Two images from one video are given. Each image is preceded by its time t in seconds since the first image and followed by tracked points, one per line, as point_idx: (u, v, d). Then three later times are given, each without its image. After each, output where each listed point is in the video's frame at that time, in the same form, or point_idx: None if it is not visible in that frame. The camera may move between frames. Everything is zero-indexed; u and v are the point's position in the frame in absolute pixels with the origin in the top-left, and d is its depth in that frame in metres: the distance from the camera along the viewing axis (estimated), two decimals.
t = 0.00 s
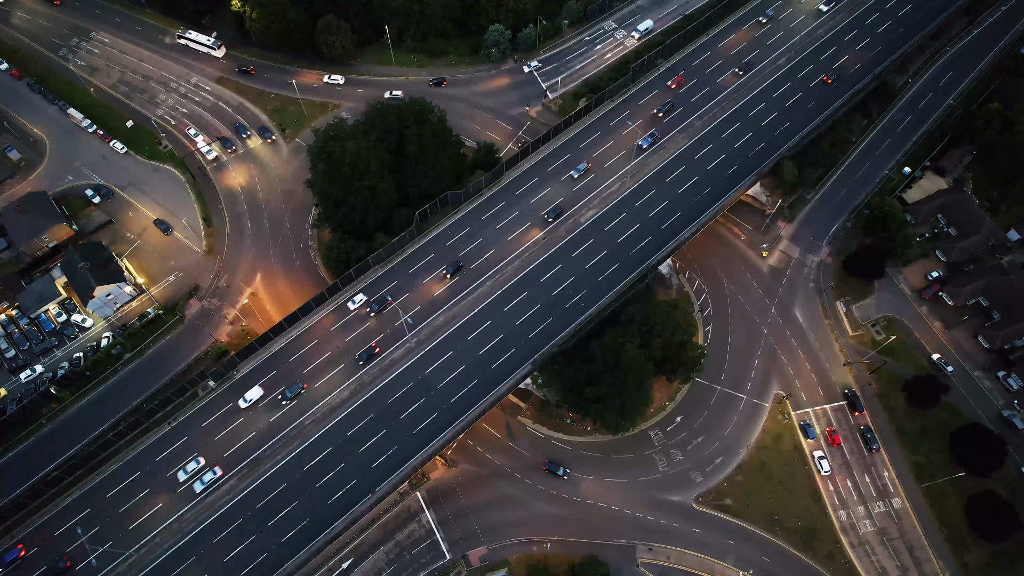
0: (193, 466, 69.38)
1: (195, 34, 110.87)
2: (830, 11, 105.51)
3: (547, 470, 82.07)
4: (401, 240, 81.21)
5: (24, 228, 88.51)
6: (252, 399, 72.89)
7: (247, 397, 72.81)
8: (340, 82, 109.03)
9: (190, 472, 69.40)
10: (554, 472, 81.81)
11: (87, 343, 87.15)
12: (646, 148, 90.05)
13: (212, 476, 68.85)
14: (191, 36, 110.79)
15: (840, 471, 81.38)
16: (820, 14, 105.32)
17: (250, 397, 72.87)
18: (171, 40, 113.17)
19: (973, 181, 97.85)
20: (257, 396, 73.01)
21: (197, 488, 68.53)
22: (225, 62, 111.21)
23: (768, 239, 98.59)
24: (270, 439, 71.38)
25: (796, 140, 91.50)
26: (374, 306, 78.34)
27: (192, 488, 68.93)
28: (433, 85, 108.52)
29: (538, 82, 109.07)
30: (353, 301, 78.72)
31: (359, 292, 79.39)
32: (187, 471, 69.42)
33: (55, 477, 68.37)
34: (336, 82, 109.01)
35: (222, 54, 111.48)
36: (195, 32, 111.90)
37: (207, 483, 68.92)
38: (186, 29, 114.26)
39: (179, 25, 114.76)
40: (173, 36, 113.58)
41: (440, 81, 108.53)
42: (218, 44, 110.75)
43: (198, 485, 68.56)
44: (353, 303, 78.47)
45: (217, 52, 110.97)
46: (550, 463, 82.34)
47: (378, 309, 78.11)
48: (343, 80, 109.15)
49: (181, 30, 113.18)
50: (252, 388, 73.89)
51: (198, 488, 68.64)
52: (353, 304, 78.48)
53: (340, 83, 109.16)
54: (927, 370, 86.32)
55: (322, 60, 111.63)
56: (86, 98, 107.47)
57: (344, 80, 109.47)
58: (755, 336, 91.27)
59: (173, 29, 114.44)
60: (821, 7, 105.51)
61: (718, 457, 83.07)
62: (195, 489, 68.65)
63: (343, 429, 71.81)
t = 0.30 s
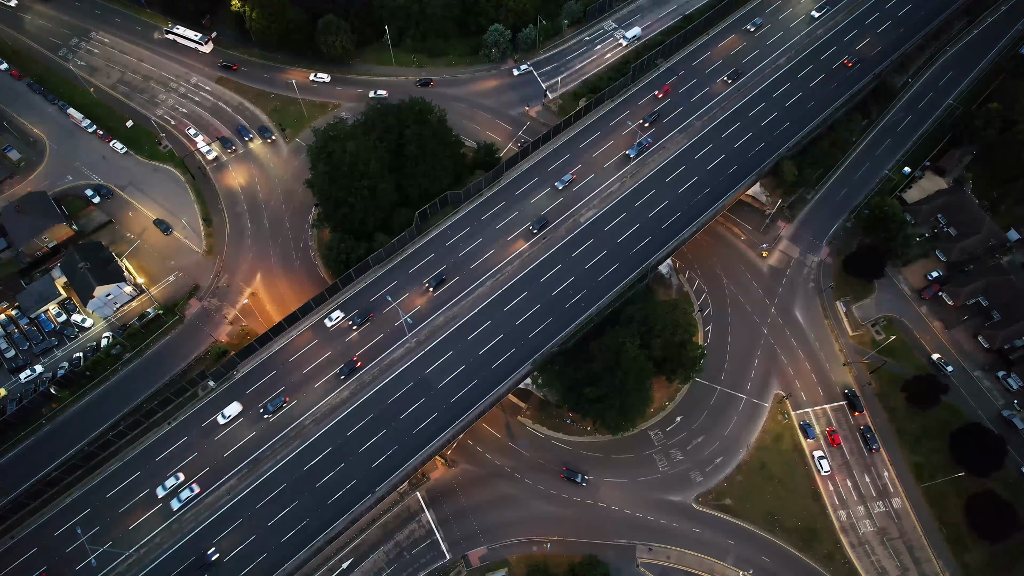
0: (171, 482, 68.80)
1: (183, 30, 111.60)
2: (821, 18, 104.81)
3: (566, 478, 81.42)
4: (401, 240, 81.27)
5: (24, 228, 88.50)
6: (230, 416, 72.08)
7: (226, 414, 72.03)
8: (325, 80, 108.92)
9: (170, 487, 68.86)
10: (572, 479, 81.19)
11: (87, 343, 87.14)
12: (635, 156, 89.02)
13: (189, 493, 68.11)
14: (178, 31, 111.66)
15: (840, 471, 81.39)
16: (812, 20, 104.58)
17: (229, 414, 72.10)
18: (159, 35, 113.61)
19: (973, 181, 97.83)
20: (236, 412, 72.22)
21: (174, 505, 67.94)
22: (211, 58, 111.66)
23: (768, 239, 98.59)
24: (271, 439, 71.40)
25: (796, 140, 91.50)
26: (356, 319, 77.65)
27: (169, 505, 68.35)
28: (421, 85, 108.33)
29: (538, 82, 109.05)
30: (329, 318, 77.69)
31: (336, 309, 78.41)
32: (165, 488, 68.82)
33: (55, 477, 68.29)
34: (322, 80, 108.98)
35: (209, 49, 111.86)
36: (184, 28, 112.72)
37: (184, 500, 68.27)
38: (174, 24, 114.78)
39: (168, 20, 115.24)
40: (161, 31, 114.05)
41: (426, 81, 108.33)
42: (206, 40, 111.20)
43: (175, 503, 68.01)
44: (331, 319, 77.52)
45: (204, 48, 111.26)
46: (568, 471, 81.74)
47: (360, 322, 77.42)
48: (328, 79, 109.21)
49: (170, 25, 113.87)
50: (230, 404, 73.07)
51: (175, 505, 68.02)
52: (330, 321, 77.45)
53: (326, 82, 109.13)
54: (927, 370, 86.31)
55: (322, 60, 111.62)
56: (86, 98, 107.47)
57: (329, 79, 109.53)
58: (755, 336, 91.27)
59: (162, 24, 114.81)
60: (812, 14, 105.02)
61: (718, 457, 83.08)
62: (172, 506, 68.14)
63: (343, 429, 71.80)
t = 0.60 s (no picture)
0: (150, 499, 68.10)
1: (170, 25, 112.12)
2: (814, 23, 104.12)
3: (585, 483, 81.12)
4: (401, 240, 81.30)
5: (24, 228, 88.50)
6: (208, 432, 71.24)
7: (204, 429, 71.21)
8: (311, 78, 109.17)
9: (148, 504, 68.12)
10: (590, 486, 80.91)
11: (87, 343, 87.16)
12: (621, 166, 88.34)
13: (166, 511, 67.41)
14: (166, 26, 112.15)
15: (840, 471, 81.41)
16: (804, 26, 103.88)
17: (207, 429, 71.26)
18: (147, 31, 114.06)
19: (973, 181, 97.84)
20: (214, 429, 71.41)
21: (151, 523, 67.21)
22: (197, 53, 112.17)
23: (768, 239, 98.59)
24: (271, 439, 71.42)
25: (795, 139, 91.50)
26: (338, 331, 76.92)
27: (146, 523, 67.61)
28: (408, 85, 108.41)
29: (538, 82, 109.03)
30: (306, 335, 76.68)
31: (312, 327, 77.32)
32: (143, 504, 68.08)
33: (55, 477, 68.28)
34: (308, 78, 109.22)
35: (197, 44, 112.34)
36: (171, 22, 113.05)
37: (161, 518, 67.55)
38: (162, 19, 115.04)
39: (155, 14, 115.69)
40: (149, 26, 114.55)
41: (413, 82, 108.37)
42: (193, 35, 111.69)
43: (152, 521, 67.27)
44: (307, 336, 76.51)
45: (191, 43, 111.79)
46: (587, 477, 81.50)
47: (342, 334, 76.68)
48: (315, 76, 109.35)
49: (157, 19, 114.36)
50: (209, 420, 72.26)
51: (152, 523, 67.32)
52: (306, 339, 76.39)
53: (312, 80, 109.36)
54: (927, 370, 86.31)
55: (322, 60, 111.61)
56: (86, 98, 107.48)
57: (315, 76, 109.69)
58: (755, 336, 91.27)
59: (150, 19, 115.23)
60: (804, 20, 104.31)
61: (718, 457, 83.08)
62: (149, 524, 67.43)
63: (343, 429, 71.80)
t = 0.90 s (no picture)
0: (128, 516, 67.48)
1: (158, 20, 112.81)
2: (804, 31, 103.13)
3: (603, 489, 80.57)
4: (401, 240, 81.26)
5: (24, 228, 88.45)
6: (185, 449, 70.29)
7: (181, 447, 70.30)
8: (297, 75, 109.40)
9: (126, 520, 67.51)
10: (609, 492, 80.28)
11: (87, 343, 87.15)
12: (608, 176, 87.67)
13: (141, 530, 66.64)
14: (153, 21, 112.84)
15: (840, 471, 81.41)
16: (795, 33, 102.99)
17: (184, 447, 70.31)
18: (134, 25, 114.60)
19: (973, 180, 97.77)
20: (190, 446, 70.41)
21: (126, 542, 66.49)
22: (183, 47, 112.76)
23: (768, 239, 98.61)
24: (271, 439, 71.39)
25: (795, 139, 91.50)
26: (321, 344, 76.20)
27: (122, 541, 66.95)
28: (394, 84, 108.33)
29: (538, 82, 109.01)
30: (282, 353, 75.79)
31: (289, 344, 76.44)
32: (121, 521, 67.49)
33: (55, 477, 68.26)
34: (295, 75, 109.48)
35: (184, 39, 113.13)
36: (159, 18, 113.74)
37: (136, 537, 66.83)
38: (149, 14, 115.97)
39: (142, 9, 116.42)
40: (136, 21, 115.15)
41: (399, 81, 108.26)
42: (180, 30, 112.34)
43: (127, 539, 66.55)
44: (283, 354, 75.62)
45: (179, 38, 112.58)
46: (606, 483, 80.93)
47: (323, 348, 75.82)
48: (301, 74, 109.60)
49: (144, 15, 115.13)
50: (185, 438, 71.27)
51: (127, 542, 66.58)
52: (283, 356, 75.54)
53: (298, 77, 109.59)
54: (927, 370, 86.30)
55: (322, 60, 111.57)
56: (85, 97, 107.45)
57: (302, 74, 109.95)
58: (755, 336, 91.27)
59: (137, 14, 115.91)
60: (795, 27, 103.28)
61: (718, 457, 83.08)
62: (124, 542, 66.62)
63: (342, 429, 71.78)
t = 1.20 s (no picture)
0: (105, 534, 66.97)
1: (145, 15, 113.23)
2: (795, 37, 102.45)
3: (622, 495, 80.35)
4: (400, 240, 81.18)
5: (23, 228, 88.40)
6: (162, 467, 69.69)
7: (159, 464, 69.70)
8: (283, 72, 109.66)
9: (103, 538, 66.98)
10: (628, 498, 80.03)
11: (87, 343, 87.16)
12: (594, 186, 86.61)
13: (116, 549, 66.07)
14: (140, 16, 113.22)
15: (840, 471, 81.43)
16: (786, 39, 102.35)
17: (161, 464, 69.74)
18: (122, 20, 115.01)
19: (973, 180, 97.68)
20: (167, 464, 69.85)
21: (100, 561, 65.99)
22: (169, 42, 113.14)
23: (768, 238, 98.63)
24: (271, 439, 71.40)
25: (795, 139, 91.50)
26: (302, 358, 75.46)
27: (97, 560, 66.39)
28: (381, 84, 108.29)
29: (538, 83, 108.96)
30: (257, 371, 74.76)
31: (265, 361, 75.42)
32: (98, 539, 66.97)
33: (55, 477, 68.28)
34: (279, 71, 109.62)
35: (171, 34, 113.41)
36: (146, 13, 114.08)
37: (111, 557, 66.26)
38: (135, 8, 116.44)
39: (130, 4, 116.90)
40: (124, 16, 115.62)
41: (385, 81, 108.30)
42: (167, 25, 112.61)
43: (102, 559, 66.04)
44: (258, 373, 74.59)
45: (166, 33, 112.86)
46: (625, 489, 80.67)
47: (306, 361, 75.15)
48: (286, 71, 109.85)
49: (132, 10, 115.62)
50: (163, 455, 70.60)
51: (102, 561, 66.06)
52: (258, 375, 74.52)
53: (283, 74, 109.77)
54: (927, 370, 86.30)
55: (323, 60, 111.53)
56: (85, 97, 107.44)
57: (287, 72, 110.12)
58: (755, 336, 91.27)
59: (124, 8, 116.39)
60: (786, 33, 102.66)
61: (717, 457, 83.07)
62: (97, 562, 66.27)
63: (342, 429, 71.76)
